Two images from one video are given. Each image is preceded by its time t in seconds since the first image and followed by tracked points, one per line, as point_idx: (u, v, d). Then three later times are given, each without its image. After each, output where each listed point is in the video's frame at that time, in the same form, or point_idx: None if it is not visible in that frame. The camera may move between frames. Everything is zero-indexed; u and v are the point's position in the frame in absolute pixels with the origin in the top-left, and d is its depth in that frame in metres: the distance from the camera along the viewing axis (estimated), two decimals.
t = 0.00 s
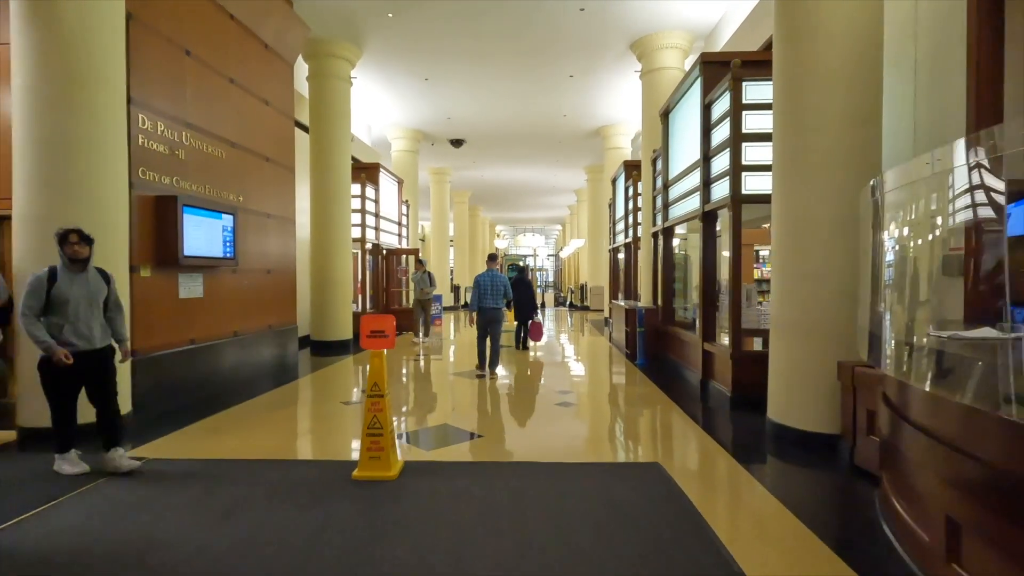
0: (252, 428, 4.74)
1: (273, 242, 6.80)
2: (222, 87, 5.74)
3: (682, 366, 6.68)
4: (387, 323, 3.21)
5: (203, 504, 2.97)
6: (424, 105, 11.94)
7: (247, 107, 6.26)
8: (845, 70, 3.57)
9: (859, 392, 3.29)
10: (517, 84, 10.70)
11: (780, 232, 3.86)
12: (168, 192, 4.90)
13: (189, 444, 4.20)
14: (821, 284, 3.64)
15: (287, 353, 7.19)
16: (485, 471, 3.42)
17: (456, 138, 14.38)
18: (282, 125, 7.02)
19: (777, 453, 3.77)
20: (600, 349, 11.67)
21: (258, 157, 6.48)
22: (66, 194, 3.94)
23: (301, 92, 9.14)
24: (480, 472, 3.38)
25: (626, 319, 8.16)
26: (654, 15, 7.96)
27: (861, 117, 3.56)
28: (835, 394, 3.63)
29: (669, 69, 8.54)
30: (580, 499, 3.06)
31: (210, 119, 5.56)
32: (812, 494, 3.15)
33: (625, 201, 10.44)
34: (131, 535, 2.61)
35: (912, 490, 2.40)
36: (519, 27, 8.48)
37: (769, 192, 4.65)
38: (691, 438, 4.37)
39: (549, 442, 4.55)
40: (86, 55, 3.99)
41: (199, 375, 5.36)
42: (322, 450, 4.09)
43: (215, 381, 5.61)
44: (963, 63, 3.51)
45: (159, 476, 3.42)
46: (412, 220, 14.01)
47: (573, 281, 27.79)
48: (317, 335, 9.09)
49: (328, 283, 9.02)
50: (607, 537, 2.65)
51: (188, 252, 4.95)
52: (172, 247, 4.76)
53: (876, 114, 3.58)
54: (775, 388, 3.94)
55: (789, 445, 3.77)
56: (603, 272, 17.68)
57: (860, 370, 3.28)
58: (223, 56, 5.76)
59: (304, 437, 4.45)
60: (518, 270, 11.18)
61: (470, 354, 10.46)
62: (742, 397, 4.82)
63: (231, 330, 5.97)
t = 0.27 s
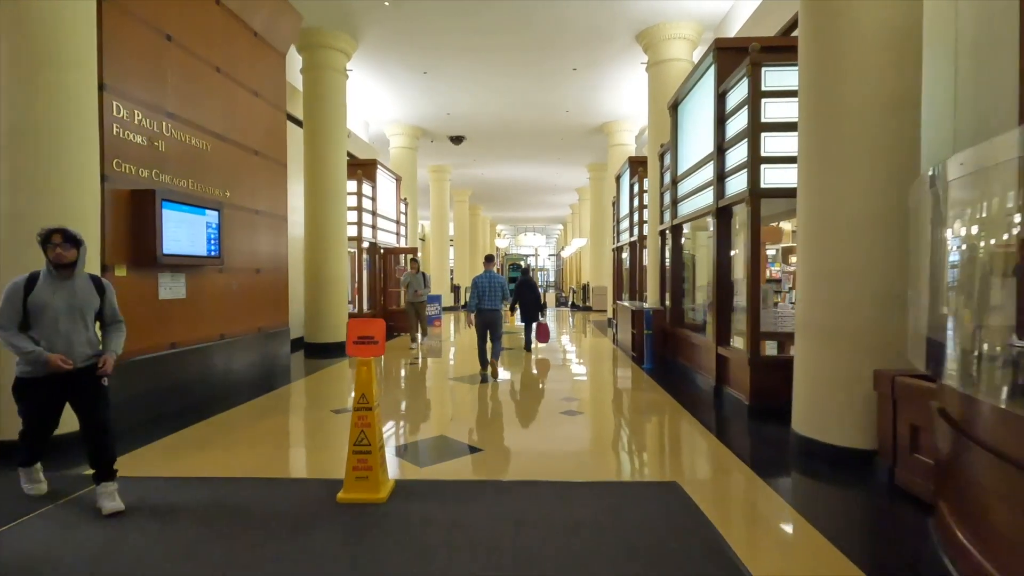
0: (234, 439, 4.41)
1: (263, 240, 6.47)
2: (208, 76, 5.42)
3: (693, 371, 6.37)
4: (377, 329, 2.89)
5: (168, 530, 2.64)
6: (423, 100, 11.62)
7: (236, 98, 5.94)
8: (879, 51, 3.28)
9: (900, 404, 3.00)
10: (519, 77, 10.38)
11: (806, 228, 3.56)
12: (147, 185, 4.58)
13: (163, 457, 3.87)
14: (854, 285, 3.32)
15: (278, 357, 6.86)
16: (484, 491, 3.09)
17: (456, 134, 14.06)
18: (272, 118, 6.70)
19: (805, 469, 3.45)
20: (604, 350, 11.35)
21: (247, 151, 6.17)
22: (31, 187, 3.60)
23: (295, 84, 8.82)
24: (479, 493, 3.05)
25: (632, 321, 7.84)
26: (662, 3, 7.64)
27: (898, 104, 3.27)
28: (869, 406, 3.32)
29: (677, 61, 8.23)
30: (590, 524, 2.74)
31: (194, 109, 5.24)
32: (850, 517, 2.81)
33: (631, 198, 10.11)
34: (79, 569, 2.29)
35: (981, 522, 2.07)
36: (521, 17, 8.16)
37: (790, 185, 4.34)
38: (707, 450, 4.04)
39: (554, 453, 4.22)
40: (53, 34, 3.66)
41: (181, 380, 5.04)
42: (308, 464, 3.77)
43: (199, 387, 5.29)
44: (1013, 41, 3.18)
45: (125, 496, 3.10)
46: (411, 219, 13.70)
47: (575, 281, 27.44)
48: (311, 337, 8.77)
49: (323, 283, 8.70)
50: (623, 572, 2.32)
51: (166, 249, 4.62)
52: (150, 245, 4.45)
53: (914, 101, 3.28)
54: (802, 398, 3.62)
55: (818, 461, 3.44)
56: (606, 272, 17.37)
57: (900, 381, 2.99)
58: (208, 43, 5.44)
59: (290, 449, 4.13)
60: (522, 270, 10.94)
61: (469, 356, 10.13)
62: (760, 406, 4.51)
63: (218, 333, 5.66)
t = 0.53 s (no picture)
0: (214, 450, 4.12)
1: (251, 238, 6.19)
2: (190, 64, 5.13)
3: (702, 375, 6.08)
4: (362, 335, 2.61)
5: (123, 560, 2.35)
6: (421, 96, 11.34)
7: (222, 89, 5.66)
8: (918, 28, 2.97)
9: (944, 419, 2.70)
10: (519, 72, 10.09)
11: (833, 224, 3.27)
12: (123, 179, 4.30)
13: (133, 471, 3.58)
14: (889, 285, 3.03)
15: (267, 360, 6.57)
16: (481, 513, 2.79)
17: (456, 131, 13.78)
18: (261, 111, 6.41)
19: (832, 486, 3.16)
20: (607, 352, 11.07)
21: (235, 145, 5.88)
22: None
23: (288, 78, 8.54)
24: (475, 515, 2.75)
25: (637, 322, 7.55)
26: None
27: (939, 87, 2.97)
28: (905, 418, 3.03)
29: (683, 52, 7.93)
30: (598, 553, 2.44)
31: (176, 99, 4.96)
32: (889, 545, 2.51)
33: (635, 196, 9.82)
34: None
35: None
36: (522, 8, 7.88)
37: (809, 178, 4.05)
38: (722, 463, 3.75)
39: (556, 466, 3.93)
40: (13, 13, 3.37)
41: (160, 387, 4.75)
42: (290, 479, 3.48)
43: (180, 393, 4.99)
44: None
45: (84, 517, 2.81)
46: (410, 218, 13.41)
47: (577, 282, 27.13)
48: (304, 339, 8.47)
49: (317, 283, 8.41)
50: None
51: (143, 247, 4.35)
52: (125, 243, 4.16)
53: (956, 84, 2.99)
54: (828, 409, 3.32)
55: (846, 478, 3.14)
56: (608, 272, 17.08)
57: (944, 394, 2.70)
58: (191, 30, 5.15)
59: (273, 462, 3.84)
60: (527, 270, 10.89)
61: (469, 359, 9.83)
62: (777, 414, 4.22)
63: (202, 336, 5.37)
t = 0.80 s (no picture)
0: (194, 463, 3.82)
1: (240, 235, 5.88)
2: (171, 50, 4.83)
3: (715, 380, 5.78)
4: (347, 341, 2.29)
5: None
6: (421, 90, 11.05)
7: (207, 78, 5.36)
8: None
9: (1006, 434, 2.41)
10: (521, 65, 9.79)
11: (871, 216, 2.97)
12: (95, 170, 3.99)
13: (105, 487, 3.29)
14: (934, 284, 2.74)
15: (257, 364, 6.27)
16: (482, 543, 2.48)
17: (456, 128, 13.48)
18: (251, 102, 6.10)
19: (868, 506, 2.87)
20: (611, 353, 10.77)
21: (221, 136, 5.57)
22: None
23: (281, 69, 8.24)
24: (474, 545, 2.45)
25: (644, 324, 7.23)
26: None
27: (994, 66, 2.67)
28: (953, 434, 2.73)
29: (692, 43, 7.62)
30: None
31: (156, 87, 4.65)
32: None
33: (641, 193, 9.50)
34: None
35: None
36: None
37: (838, 169, 3.73)
38: (744, 478, 3.43)
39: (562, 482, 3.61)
40: None
41: (139, 394, 4.44)
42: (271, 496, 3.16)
43: (161, 400, 4.69)
44: None
45: (35, 546, 2.50)
46: (409, 216, 13.12)
47: (578, 281, 26.81)
48: (298, 340, 8.16)
49: (312, 283, 8.11)
50: None
51: (118, 245, 4.05)
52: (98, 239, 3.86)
53: (1012, 62, 2.68)
54: (865, 420, 3.02)
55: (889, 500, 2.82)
56: (611, 271, 16.79)
57: (1006, 409, 2.41)
58: (172, 13, 4.84)
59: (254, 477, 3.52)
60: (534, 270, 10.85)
61: (469, 360, 9.53)
62: (800, 424, 3.92)
63: (187, 338, 5.07)
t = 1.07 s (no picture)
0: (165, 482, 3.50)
1: (225, 234, 5.56)
2: (148, 35, 4.50)
3: (729, 387, 5.44)
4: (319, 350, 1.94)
5: None
6: (418, 84, 10.72)
7: (188, 65, 5.03)
8: None
9: None
10: (522, 57, 9.46)
11: (922, 214, 2.67)
12: (58, 162, 3.67)
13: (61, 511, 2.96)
14: (998, 289, 2.45)
15: (244, 369, 5.95)
16: None
17: (455, 124, 13.15)
18: (236, 93, 5.78)
19: (911, 541, 2.57)
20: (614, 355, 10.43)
21: (204, 129, 5.25)
22: None
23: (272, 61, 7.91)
24: None
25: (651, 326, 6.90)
26: None
27: None
28: (1014, 456, 2.44)
29: (701, 32, 7.28)
30: None
31: (130, 74, 4.33)
32: None
33: (646, 189, 9.17)
34: None
35: None
36: None
37: (870, 159, 3.41)
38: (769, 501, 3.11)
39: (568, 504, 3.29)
40: None
41: (110, 405, 4.12)
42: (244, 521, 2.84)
43: (135, 411, 4.37)
44: None
45: None
46: (407, 214, 12.78)
47: (580, 281, 26.46)
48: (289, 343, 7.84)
49: (305, 283, 7.78)
50: None
51: (80, 243, 3.73)
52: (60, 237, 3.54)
53: None
54: (912, 441, 2.72)
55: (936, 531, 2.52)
56: (614, 271, 16.45)
57: None
58: None
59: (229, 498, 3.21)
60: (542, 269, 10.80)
61: (468, 363, 9.21)
62: (827, 439, 3.60)
63: (166, 343, 4.75)
